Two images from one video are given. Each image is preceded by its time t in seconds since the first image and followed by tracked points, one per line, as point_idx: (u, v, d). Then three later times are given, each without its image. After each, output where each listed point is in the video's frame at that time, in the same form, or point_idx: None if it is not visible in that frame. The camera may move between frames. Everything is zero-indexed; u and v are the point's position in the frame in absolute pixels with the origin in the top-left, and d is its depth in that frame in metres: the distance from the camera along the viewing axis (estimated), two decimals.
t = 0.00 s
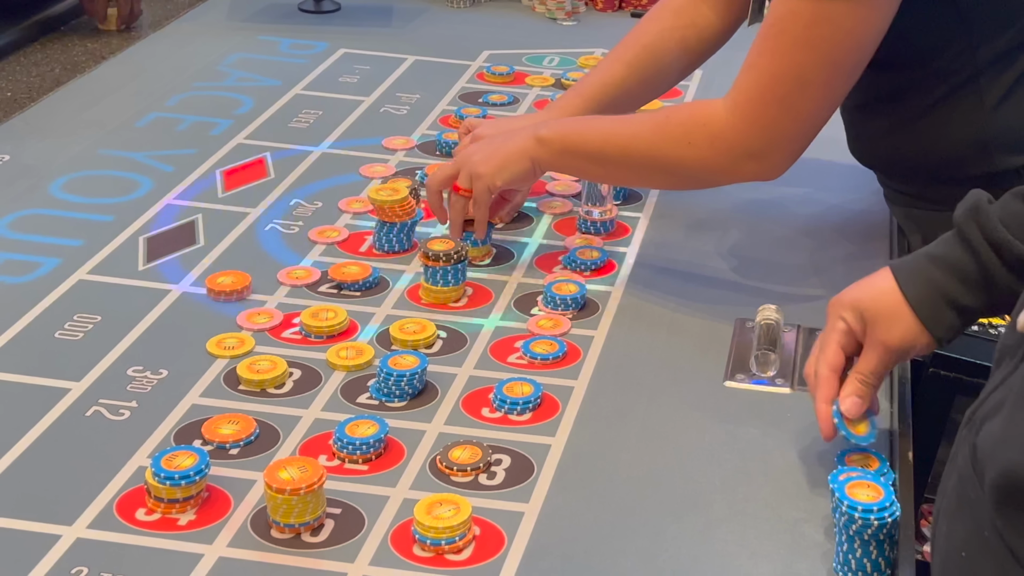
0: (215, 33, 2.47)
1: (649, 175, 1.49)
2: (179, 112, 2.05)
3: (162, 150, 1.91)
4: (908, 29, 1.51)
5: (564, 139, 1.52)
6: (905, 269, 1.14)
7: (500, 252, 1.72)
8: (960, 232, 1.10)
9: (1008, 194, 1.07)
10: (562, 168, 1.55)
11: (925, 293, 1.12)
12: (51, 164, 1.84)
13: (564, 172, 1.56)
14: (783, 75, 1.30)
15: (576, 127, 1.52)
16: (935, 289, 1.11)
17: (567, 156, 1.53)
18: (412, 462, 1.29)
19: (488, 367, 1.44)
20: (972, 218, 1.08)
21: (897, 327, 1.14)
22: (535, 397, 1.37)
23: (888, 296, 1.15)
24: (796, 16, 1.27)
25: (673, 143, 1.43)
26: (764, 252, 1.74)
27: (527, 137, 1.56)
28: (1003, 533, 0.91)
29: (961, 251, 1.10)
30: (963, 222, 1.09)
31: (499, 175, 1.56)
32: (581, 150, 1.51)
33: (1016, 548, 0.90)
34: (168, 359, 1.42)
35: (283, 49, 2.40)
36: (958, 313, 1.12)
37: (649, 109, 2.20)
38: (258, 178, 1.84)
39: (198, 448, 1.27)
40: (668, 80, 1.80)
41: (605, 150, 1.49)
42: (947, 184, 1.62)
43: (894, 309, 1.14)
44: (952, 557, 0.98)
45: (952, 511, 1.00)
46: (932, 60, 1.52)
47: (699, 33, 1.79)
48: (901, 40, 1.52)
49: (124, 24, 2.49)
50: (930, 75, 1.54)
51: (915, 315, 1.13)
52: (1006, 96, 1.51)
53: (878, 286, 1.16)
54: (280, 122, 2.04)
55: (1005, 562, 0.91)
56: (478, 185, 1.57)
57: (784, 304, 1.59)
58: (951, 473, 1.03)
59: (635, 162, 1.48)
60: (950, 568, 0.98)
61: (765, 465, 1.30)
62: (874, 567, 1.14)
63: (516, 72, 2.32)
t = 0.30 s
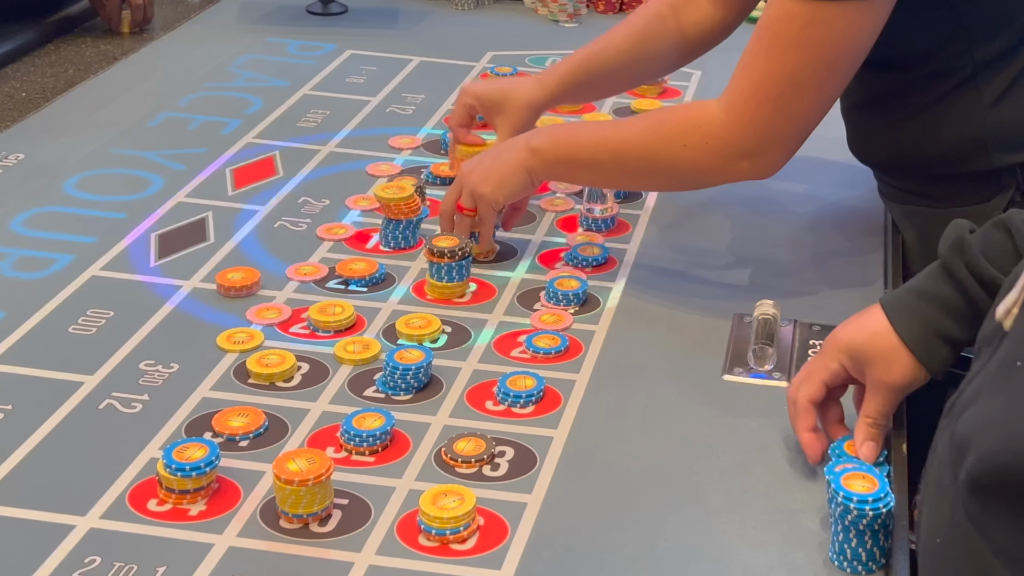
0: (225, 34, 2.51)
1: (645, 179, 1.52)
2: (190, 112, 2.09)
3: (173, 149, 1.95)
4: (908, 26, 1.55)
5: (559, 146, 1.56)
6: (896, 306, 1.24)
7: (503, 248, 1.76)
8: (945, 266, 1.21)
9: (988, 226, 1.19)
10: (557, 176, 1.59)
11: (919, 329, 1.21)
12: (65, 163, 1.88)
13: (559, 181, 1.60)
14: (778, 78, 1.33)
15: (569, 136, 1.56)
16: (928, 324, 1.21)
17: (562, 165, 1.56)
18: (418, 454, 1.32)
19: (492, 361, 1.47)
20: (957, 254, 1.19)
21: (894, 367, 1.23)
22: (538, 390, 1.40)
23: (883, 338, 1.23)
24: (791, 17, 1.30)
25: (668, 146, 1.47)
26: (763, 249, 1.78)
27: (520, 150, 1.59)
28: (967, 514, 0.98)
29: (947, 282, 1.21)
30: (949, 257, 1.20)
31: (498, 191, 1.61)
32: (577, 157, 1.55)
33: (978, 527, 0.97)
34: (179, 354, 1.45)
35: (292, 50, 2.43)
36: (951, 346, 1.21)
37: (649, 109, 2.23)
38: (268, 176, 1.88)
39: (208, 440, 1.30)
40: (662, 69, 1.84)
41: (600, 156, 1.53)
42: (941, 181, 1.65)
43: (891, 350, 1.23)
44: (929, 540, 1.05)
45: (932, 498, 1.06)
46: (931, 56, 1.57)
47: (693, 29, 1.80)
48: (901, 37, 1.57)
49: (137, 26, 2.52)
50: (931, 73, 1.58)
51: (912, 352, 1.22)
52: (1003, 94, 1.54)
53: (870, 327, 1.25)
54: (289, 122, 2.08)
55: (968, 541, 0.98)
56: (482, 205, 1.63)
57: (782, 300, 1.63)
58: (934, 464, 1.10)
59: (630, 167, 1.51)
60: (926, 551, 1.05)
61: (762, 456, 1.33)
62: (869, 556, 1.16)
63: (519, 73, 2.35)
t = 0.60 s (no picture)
0: (234, 36, 2.55)
1: (636, 163, 1.54)
2: (200, 112, 2.14)
3: (184, 149, 1.99)
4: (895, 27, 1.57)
5: (558, 126, 1.58)
6: (887, 303, 1.27)
7: (505, 245, 1.79)
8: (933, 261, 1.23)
9: (975, 218, 1.20)
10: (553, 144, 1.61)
11: (912, 327, 1.24)
12: (78, 162, 1.93)
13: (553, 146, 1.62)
14: (776, 82, 1.37)
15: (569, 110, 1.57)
16: (922, 323, 1.24)
17: (557, 134, 1.58)
18: (423, 446, 1.35)
19: (495, 355, 1.51)
20: (946, 250, 1.21)
21: (890, 364, 1.26)
22: (540, 384, 1.43)
23: (877, 336, 1.27)
24: (783, 20, 1.33)
25: (666, 139, 1.49)
26: (761, 247, 1.81)
27: (518, 115, 1.61)
28: (969, 518, 0.99)
29: (936, 278, 1.23)
30: (938, 253, 1.22)
31: (487, 147, 1.64)
32: (574, 133, 1.57)
33: (981, 531, 0.98)
34: (190, 348, 1.49)
35: (299, 51, 2.48)
36: (943, 343, 1.24)
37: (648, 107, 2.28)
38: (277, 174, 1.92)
39: (218, 433, 1.33)
40: (642, 44, 1.89)
41: (596, 136, 1.55)
42: (933, 179, 1.68)
43: (886, 348, 1.26)
44: (922, 541, 1.06)
45: (923, 497, 1.07)
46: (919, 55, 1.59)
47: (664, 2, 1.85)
48: (889, 38, 1.58)
49: (147, 27, 2.56)
50: (918, 75, 1.60)
51: (906, 349, 1.25)
52: (992, 93, 1.58)
53: (863, 325, 1.28)
54: (297, 122, 2.12)
55: (970, 545, 0.99)
56: (475, 161, 1.66)
57: (779, 296, 1.66)
58: (922, 461, 1.11)
59: (625, 155, 1.54)
60: (920, 551, 1.06)
61: (760, 447, 1.37)
62: (864, 545, 1.19)
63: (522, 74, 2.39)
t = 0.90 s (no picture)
0: (244, 37, 2.60)
1: (551, 126, 1.54)
2: (210, 112, 2.18)
3: (195, 148, 2.04)
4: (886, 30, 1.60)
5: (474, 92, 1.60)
6: (885, 288, 1.27)
7: (508, 242, 1.83)
8: (931, 247, 1.25)
9: (975, 207, 1.23)
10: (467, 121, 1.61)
11: (909, 311, 1.25)
12: (92, 161, 1.97)
13: (468, 128, 1.62)
14: (692, 39, 1.39)
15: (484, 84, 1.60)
16: (919, 307, 1.25)
17: (473, 112, 1.60)
18: (428, 439, 1.38)
19: (499, 349, 1.54)
20: (946, 236, 1.22)
21: (885, 348, 1.28)
22: (543, 377, 1.46)
23: (874, 320, 1.28)
24: None
25: (574, 93, 1.51)
26: (759, 246, 1.85)
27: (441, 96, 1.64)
28: (976, 509, 0.99)
29: (934, 264, 1.24)
30: (937, 239, 1.23)
31: (413, 127, 1.65)
32: (488, 105, 1.58)
33: (989, 523, 0.97)
34: (200, 343, 1.52)
35: (307, 52, 2.52)
36: (939, 327, 1.26)
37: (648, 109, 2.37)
38: (285, 173, 1.97)
39: (227, 426, 1.36)
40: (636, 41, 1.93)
41: (509, 105, 1.56)
42: (928, 177, 1.71)
43: (881, 332, 1.27)
44: (932, 531, 1.05)
45: (930, 490, 1.08)
46: (908, 55, 1.62)
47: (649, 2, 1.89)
48: (877, 38, 1.61)
49: (157, 29, 2.59)
50: (907, 75, 1.64)
51: (904, 334, 1.26)
52: (981, 92, 1.62)
53: (861, 309, 1.29)
54: (305, 122, 2.17)
55: (980, 536, 0.98)
56: (393, 137, 1.68)
57: (776, 293, 1.70)
58: (929, 457, 1.11)
59: (537, 113, 1.54)
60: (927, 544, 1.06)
61: (758, 440, 1.40)
62: (860, 536, 1.22)
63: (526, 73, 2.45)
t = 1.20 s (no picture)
0: (253, 39, 2.66)
1: (544, 137, 1.58)
2: (220, 112, 2.23)
3: (205, 147, 2.08)
4: (874, 30, 1.63)
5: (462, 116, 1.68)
6: (898, 295, 1.30)
7: (512, 239, 1.86)
8: (944, 256, 1.26)
9: (987, 214, 1.24)
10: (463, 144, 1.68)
11: (920, 319, 1.28)
12: (104, 159, 2.02)
13: (469, 153, 1.69)
14: (676, 26, 1.39)
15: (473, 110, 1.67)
16: (929, 315, 1.27)
17: (466, 130, 1.66)
18: (432, 432, 1.41)
19: (502, 344, 1.58)
20: (959, 245, 1.24)
21: (894, 354, 1.30)
22: (546, 371, 1.50)
23: (884, 327, 1.30)
24: None
25: (555, 89, 1.54)
26: (757, 243, 1.88)
27: (436, 126, 1.72)
28: (971, 486, 1.02)
29: (945, 271, 1.26)
30: (950, 248, 1.25)
31: (410, 156, 1.73)
32: (477, 127, 1.64)
33: (985, 499, 1.00)
34: (209, 338, 1.56)
35: (315, 54, 2.58)
36: (950, 334, 1.28)
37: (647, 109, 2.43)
38: (293, 171, 2.01)
39: (236, 419, 1.39)
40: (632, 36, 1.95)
41: (497, 114, 1.61)
42: (921, 176, 1.75)
43: (891, 338, 1.29)
44: (933, 510, 1.09)
45: (932, 468, 1.11)
46: (898, 55, 1.65)
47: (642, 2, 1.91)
48: (866, 37, 1.64)
49: (169, 31, 2.67)
50: (897, 76, 1.68)
51: (913, 341, 1.28)
52: (969, 92, 1.65)
53: (872, 315, 1.31)
54: (313, 121, 2.22)
55: (976, 515, 1.02)
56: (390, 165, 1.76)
57: (773, 289, 1.73)
58: (931, 435, 1.14)
59: (524, 113, 1.58)
60: (930, 517, 1.10)
61: (756, 433, 1.43)
62: (855, 527, 1.25)
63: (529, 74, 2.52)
